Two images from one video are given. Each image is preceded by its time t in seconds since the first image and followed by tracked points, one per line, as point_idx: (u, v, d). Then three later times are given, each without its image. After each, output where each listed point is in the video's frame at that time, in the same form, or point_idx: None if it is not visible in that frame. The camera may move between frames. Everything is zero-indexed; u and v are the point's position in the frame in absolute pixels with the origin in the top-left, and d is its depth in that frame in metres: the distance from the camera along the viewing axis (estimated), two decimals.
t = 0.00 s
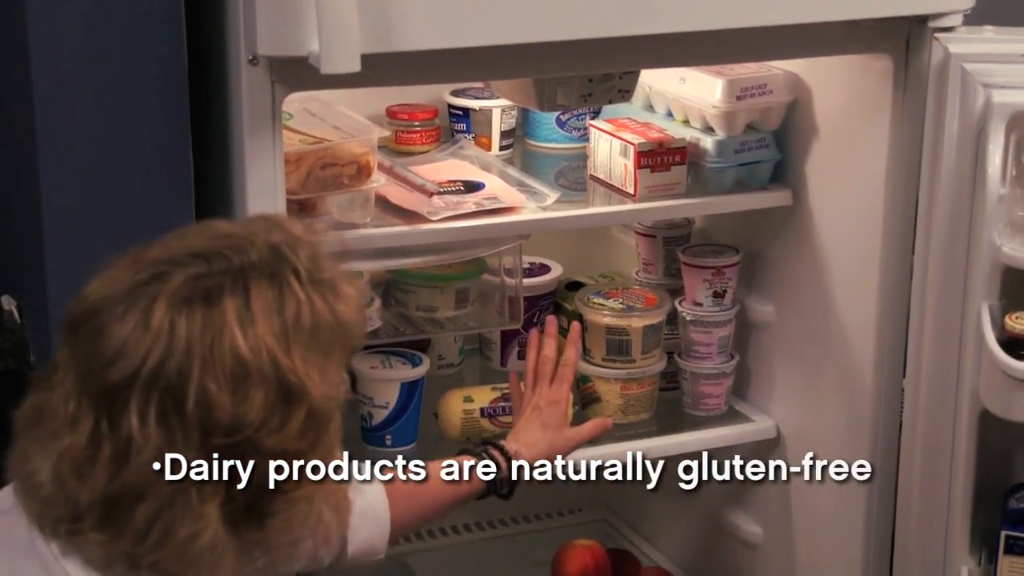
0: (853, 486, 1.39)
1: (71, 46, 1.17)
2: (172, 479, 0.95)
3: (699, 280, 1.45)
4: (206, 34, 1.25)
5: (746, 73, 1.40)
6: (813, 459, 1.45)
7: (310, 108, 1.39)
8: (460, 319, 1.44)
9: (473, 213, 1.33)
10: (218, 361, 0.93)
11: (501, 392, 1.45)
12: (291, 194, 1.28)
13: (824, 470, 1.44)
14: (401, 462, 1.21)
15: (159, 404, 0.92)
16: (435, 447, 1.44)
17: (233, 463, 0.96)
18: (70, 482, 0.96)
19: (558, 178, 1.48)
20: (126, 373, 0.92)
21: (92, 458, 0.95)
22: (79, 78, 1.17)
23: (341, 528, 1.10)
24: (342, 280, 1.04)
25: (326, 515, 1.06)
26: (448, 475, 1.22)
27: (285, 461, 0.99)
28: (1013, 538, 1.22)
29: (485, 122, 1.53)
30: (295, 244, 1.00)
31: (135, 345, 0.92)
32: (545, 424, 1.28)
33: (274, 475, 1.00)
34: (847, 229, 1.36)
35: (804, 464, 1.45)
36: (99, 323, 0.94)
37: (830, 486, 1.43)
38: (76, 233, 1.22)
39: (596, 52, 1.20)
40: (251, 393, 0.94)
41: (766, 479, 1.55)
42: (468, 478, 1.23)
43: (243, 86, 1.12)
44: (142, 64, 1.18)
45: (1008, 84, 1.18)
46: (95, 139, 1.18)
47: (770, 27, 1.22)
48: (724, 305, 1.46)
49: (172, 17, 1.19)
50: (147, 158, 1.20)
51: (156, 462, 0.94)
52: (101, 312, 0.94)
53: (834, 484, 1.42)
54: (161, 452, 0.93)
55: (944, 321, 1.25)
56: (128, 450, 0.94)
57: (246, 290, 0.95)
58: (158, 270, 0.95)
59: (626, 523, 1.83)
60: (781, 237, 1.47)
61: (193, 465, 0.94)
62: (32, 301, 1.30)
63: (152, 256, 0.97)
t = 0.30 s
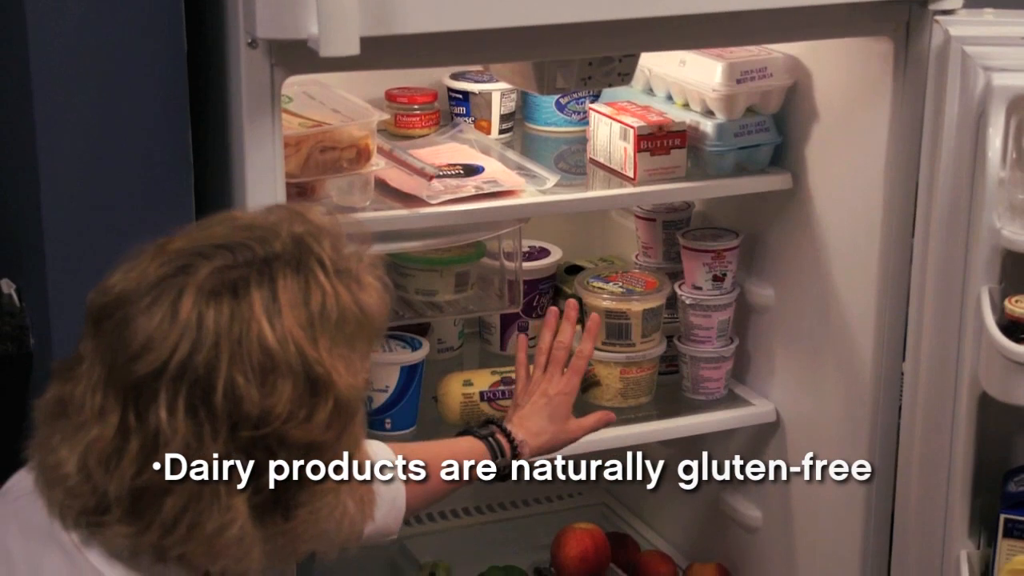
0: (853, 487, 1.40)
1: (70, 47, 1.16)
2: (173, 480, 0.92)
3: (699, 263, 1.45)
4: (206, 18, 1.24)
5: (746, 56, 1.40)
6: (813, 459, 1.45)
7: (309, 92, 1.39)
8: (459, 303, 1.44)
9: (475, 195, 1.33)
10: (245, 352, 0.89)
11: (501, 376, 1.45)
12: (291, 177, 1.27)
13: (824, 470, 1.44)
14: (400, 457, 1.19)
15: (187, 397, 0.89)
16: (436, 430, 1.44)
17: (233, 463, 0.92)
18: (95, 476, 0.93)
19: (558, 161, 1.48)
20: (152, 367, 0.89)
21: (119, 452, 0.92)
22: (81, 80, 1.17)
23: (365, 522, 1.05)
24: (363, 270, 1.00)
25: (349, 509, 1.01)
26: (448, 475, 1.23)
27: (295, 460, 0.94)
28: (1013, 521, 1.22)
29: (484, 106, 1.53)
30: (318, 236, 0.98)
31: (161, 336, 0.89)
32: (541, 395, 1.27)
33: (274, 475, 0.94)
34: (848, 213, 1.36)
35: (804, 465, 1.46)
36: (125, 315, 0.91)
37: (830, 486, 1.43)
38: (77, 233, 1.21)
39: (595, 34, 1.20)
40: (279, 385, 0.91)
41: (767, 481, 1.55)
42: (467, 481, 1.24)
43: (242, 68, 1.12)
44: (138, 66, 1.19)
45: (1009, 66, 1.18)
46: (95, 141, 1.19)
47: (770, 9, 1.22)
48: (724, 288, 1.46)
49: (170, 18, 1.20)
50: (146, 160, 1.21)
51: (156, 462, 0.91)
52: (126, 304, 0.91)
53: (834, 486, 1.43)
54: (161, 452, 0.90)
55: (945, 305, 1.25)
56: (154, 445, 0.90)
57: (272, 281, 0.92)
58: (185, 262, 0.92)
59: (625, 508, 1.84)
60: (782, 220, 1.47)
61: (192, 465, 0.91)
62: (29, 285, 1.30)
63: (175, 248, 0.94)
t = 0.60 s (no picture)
0: (853, 487, 1.40)
1: (70, 53, 1.16)
2: (173, 480, 0.92)
3: (699, 248, 1.45)
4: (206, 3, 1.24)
5: (747, 40, 1.40)
6: (813, 459, 1.46)
7: (309, 76, 1.39)
8: (459, 288, 1.44)
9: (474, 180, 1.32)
10: (256, 335, 0.89)
11: (501, 360, 1.45)
12: (291, 161, 1.27)
13: (824, 470, 1.44)
14: (401, 458, 1.18)
15: (195, 376, 0.89)
16: (437, 415, 1.44)
17: (233, 463, 0.91)
18: (100, 452, 0.92)
19: (558, 146, 1.48)
20: (163, 344, 0.89)
21: (125, 429, 0.91)
22: (81, 83, 1.17)
23: (364, 514, 1.04)
24: (370, 262, 1.00)
25: (347, 505, 0.99)
26: (448, 475, 1.23)
27: (295, 460, 0.94)
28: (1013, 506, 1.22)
29: (484, 91, 1.53)
30: (330, 228, 0.98)
31: (171, 317, 0.89)
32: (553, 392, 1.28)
33: (274, 475, 0.94)
34: (848, 199, 1.36)
35: (804, 465, 1.46)
36: (137, 293, 0.91)
37: (830, 486, 1.44)
38: (77, 232, 1.22)
39: (595, 17, 1.19)
40: (288, 369, 0.90)
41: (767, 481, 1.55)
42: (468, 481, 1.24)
43: (242, 52, 1.12)
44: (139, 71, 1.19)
45: (1010, 50, 1.17)
46: (96, 141, 1.19)
47: None
48: (724, 273, 1.46)
49: (171, 24, 1.19)
50: (146, 160, 1.21)
51: (156, 462, 0.91)
52: (138, 284, 0.91)
53: (835, 485, 1.43)
54: (160, 451, 0.91)
55: (945, 291, 1.25)
56: (161, 423, 0.90)
57: (285, 268, 0.92)
58: (199, 245, 0.93)
59: (625, 495, 1.84)
60: (782, 205, 1.47)
61: (192, 465, 0.91)
62: (30, 272, 1.30)
63: (189, 232, 0.95)
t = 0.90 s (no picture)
0: (853, 487, 1.41)
1: (70, 51, 1.16)
2: (173, 479, 0.92)
3: (700, 236, 1.45)
4: None
5: (748, 27, 1.40)
6: (813, 460, 1.46)
7: (310, 64, 1.39)
8: (460, 276, 1.44)
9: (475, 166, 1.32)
10: (229, 306, 0.89)
11: (502, 348, 1.45)
12: (292, 149, 1.27)
13: (824, 470, 1.45)
14: (401, 458, 1.17)
15: (167, 345, 0.88)
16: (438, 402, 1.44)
17: (233, 463, 0.92)
18: (75, 422, 0.92)
19: (560, 133, 1.48)
20: (136, 313, 0.89)
21: (99, 397, 0.91)
22: (81, 78, 1.17)
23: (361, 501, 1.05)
24: (367, 252, 1.00)
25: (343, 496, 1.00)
26: (448, 475, 1.21)
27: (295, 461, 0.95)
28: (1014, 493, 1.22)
29: (486, 78, 1.53)
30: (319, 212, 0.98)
31: (147, 288, 0.89)
32: (541, 389, 1.27)
33: (274, 475, 0.95)
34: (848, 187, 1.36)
35: (805, 466, 1.46)
36: (114, 266, 0.91)
37: (830, 486, 1.45)
38: (77, 228, 1.22)
39: (597, 4, 1.19)
40: (261, 341, 0.89)
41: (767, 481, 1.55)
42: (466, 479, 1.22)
43: (242, 41, 1.12)
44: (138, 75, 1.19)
45: (1013, 37, 1.17)
46: (96, 137, 1.18)
47: None
48: (725, 261, 1.46)
49: (171, 30, 1.19)
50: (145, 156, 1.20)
51: (157, 462, 0.91)
52: (117, 258, 0.92)
53: (835, 485, 1.44)
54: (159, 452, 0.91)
55: (946, 280, 1.25)
56: (133, 392, 0.89)
57: (264, 246, 0.92)
58: (180, 222, 0.93)
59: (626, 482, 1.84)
60: (783, 193, 1.47)
61: (192, 465, 0.91)
62: (32, 261, 1.30)
63: (170, 211, 0.94)
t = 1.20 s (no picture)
0: (853, 487, 1.41)
1: (71, 45, 1.15)
2: (172, 477, 0.92)
3: (701, 224, 1.45)
4: None
5: (749, 15, 1.40)
6: (813, 459, 1.46)
7: (311, 52, 1.39)
8: (460, 264, 1.44)
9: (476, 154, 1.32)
10: (120, 244, 0.84)
11: (504, 337, 1.45)
12: (293, 137, 1.27)
13: (824, 470, 1.45)
14: (400, 458, 1.24)
15: (60, 279, 0.86)
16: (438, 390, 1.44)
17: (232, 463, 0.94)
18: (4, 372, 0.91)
19: (560, 122, 1.48)
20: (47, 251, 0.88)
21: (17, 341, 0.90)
22: (82, 71, 1.16)
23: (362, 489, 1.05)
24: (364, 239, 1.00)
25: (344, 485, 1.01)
26: (448, 475, 1.23)
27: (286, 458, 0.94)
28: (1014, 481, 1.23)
29: (486, 66, 1.53)
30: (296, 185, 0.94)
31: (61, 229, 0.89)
32: (523, 404, 1.25)
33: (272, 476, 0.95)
34: (849, 174, 1.36)
35: (805, 465, 1.47)
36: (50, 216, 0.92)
37: (830, 486, 1.45)
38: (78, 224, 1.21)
39: None
40: (134, 278, 0.83)
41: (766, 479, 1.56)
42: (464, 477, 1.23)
43: (243, 26, 1.11)
44: (136, 77, 1.18)
45: (1014, 25, 1.17)
46: (96, 132, 1.18)
47: None
48: (726, 249, 1.46)
49: (170, 33, 1.18)
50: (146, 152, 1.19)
51: (157, 461, 0.89)
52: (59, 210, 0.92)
53: (834, 484, 1.44)
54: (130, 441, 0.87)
55: (947, 267, 1.25)
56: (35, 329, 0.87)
57: (182, 194, 0.88)
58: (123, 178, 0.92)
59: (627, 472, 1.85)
60: (784, 181, 1.47)
61: (192, 465, 0.92)
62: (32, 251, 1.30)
63: (130, 177, 0.91)
